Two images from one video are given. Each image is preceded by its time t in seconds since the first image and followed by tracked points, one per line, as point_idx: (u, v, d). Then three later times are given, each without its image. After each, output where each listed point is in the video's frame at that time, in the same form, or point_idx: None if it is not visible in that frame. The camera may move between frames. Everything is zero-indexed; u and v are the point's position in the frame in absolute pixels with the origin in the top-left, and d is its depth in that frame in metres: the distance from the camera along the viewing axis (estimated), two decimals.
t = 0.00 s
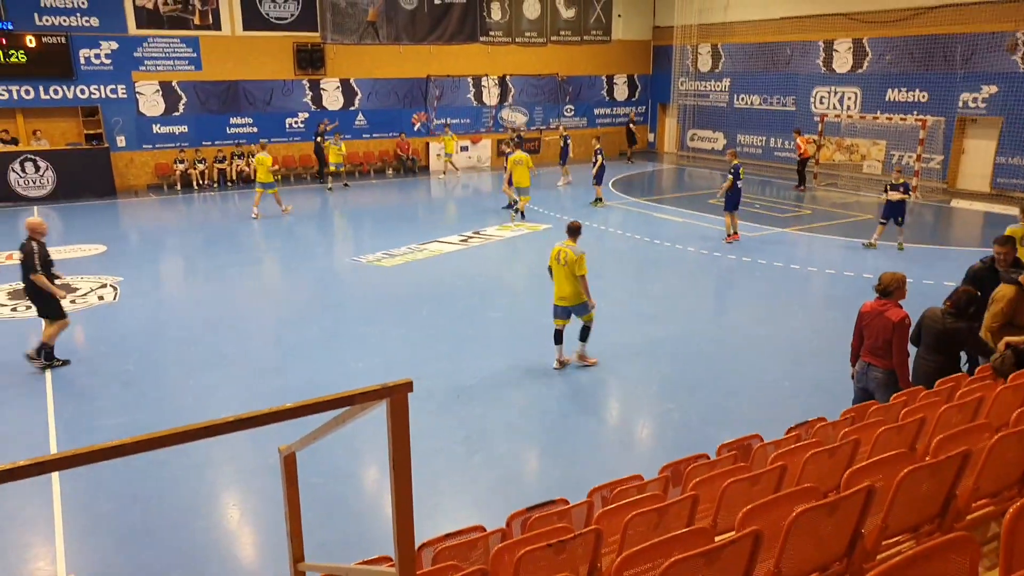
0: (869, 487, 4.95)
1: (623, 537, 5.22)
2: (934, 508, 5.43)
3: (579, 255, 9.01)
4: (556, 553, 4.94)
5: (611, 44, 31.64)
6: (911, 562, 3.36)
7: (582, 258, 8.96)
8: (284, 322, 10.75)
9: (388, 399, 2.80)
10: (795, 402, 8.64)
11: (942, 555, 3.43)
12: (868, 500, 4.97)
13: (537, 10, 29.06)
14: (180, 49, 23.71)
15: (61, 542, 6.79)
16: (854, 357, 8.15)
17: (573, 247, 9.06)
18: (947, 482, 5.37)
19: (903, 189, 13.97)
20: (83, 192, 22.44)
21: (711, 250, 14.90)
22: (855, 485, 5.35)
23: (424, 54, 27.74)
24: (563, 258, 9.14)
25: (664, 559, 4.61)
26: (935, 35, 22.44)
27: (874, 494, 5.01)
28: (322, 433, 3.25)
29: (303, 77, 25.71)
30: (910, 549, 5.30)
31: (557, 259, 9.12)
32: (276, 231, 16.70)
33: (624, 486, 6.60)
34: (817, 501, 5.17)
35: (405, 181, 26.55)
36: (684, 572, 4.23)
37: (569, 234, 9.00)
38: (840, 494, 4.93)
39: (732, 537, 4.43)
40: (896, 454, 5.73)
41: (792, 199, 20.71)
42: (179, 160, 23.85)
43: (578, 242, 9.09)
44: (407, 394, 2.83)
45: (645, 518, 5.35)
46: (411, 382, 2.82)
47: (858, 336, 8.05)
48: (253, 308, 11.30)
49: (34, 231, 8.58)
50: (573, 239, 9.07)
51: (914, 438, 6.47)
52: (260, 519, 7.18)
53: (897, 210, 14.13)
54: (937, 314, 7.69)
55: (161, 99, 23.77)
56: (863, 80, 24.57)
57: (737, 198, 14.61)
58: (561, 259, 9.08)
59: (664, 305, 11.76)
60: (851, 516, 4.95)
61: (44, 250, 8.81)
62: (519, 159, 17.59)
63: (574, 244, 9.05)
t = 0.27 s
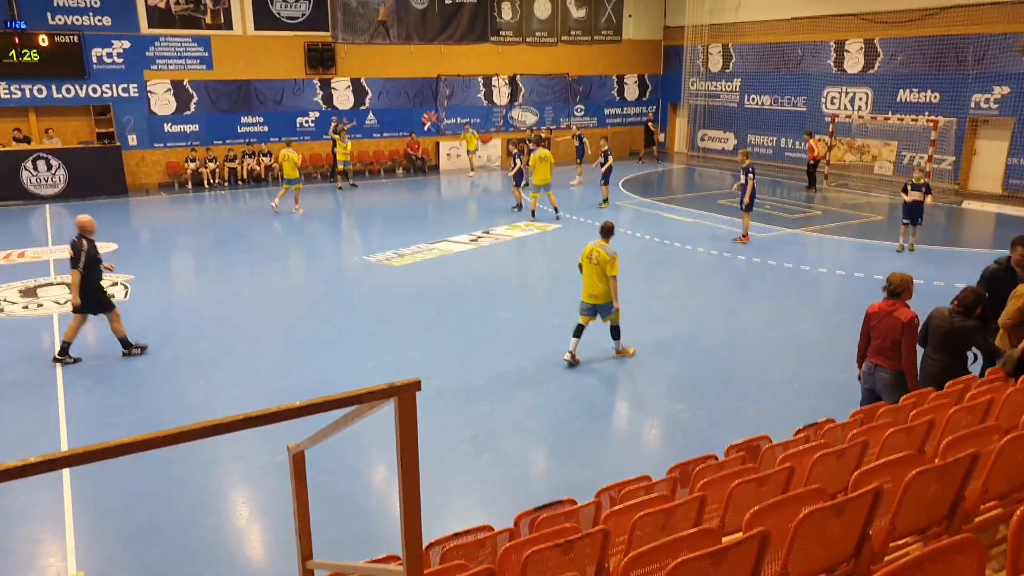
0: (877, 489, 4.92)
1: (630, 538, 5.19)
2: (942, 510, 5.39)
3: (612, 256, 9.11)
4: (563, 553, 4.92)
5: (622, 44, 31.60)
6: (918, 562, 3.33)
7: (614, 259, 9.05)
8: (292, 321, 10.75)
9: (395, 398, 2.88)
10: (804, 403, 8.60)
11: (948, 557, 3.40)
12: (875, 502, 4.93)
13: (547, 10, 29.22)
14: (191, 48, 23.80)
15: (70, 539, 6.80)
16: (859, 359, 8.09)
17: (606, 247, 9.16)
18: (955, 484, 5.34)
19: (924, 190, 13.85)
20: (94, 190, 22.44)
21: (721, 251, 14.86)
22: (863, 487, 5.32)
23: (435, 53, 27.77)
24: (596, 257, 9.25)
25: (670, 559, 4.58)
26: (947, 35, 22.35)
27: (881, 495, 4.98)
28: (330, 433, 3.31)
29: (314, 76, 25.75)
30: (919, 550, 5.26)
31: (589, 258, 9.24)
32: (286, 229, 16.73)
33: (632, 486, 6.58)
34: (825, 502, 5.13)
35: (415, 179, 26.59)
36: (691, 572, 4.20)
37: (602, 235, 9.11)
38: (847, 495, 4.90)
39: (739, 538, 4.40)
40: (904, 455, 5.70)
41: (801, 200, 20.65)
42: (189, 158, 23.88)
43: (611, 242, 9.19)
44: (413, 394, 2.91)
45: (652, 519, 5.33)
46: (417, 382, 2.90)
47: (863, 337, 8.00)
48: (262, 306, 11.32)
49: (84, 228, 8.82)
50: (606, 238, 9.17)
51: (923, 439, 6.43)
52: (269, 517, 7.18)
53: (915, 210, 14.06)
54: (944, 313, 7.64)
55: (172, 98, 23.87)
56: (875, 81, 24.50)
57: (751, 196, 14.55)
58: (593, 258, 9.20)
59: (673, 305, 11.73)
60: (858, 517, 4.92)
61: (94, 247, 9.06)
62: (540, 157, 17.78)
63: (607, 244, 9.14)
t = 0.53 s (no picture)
0: (876, 489, 4.90)
1: (630, 538, 5.18)
2: (942, 510, 5.38)
3: (636, 249, 9.45)
4: (564, 553, 4.90)
5: (624, 47, 31.68)
6: (917, 562, 3.32)
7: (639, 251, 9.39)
8: (294, 322, 10.76)
9: (396, 399, 2.93)
10: (806, 403, 8.60)
11: (946, 556, 3.39)
12: (874, 502, 4.92)
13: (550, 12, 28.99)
14: (194, 50, 23.89)
15: (71, 539, 6.79)
16: (856, 359, 8.06)
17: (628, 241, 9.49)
18: (955, 485, 5.33)
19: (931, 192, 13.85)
20: (96, 193, 22.47)
21: (723, 252, 14.88)
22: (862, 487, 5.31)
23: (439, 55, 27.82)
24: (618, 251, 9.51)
25: (670, 559, 4.57)
26: (949, 38, 22.41)
27: (881, 495, 4.96)
28: (331, 432, 3.35)
29: (317, 78, 25.83)
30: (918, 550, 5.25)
31: (613, 252, 9.47)
32: (288, 231, 16.74)
33: (633, 486, 6.57)
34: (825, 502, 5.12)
35: (417, 181, 26.60)
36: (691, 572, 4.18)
37: (626, 228, 9.42)
38: (847, 495, 4.88)
39: (739, 537, 4.38)
40: (904, 456, 5.68)
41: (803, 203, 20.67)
42: (193, 160, 23.79)
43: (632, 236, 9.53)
44: (413, 394, 2.95)
45: (653, 519, 5.31)
46: (418, 382, 2.95)
47: (861, 337, 7.96)
48: (264, 307, 11.32)
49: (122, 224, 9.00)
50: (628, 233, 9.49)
51: (923, 440, 6.42)
52: (271, 517, 7.17)
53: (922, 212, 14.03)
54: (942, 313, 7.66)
55: (175, 101, 23.89)
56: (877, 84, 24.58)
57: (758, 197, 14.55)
58: (618, 252, 9.44)
59: (675, 307, 11.72)
60: (857, 518, 4.91)
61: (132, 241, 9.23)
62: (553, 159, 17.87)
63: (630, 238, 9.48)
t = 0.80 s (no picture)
0: (875, 492, 4.90)
1: (631, 541, 5.17)
2: (941, 513, 5.38)
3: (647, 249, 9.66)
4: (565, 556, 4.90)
5: (626, 48, 31.63)
6: (917, 564, 3.31)
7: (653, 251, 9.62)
8: (295, 324, 10.76)
9: (398, 401, 2.92)
10: (807, 407, 8.60)
11: (945, 559, 3.39)
12: (874, 504, 4.92)
13: (553, 14, 29.27)
14: (196, 52, 23.85)
15: (73, 541, 6.80)
16: (856, 360, 8.07)
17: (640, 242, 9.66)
18: (954, 487, 5.33)
19: (937, 196, 13.81)
20: (99, 195, 22.48)
21: (725, 255, 14.87)
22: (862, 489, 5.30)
23: (440, 58, 27.80)
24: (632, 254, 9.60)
25: (671, 561, 4.56)
26: (952, 40, 22.36)
27: (881, 498, 4.96)
28: (332, 436, 3.34)
29: (319, 80, 25.79)
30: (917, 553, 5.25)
31: (632, 255, 9.54)
32: (290, 233, 16.74)
33: (634, 489, 6.57)
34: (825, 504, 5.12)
35: (419, 184, 26.60)
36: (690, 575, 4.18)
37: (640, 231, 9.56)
38: (847, 497, 4.87)
39: (738, 540, 4.37)
40: (903, 459, 5.68)
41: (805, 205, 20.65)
42: (195, 162, 23.81)
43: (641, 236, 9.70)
44: (415, 397, 2.95)
45: (654, 522, 5.31)
46: (419, 385, 2.94)
47: (861, 338, 7.94)
48: (266, 310, 11.32)
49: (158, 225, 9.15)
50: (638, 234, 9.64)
51: (923, 443, 6.42)
52: (273, 519, 7.18)
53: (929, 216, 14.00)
54: (940, 313, 7.71)
55: (178, 102, 23.87)
56: (879, 85, 24.54)
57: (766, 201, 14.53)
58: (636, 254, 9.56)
59: (676, 310, 11.72)
60: (857, 520, 4.91)
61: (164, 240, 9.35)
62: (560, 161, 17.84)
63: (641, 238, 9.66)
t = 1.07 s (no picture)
0: (876, 490, 4.90)
1: (632, 539, 5.17)
2: (943, 512, 5.38)
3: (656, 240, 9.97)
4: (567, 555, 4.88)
5: (628, 47, 31.64)
6: (917, 562, 3.31)
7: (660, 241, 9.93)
8: (297, 322, 10.78)
9: (399, 399, 2.93)
10: (807, 406, 8.60)
11: (946, 556, 3.39)
12: (875, 503, 4.92)
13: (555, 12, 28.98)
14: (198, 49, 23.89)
15: (75, 540, 6.82)
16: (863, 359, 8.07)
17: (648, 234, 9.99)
18: (956, 486, 5.32)
19: (946, 196, 13.77)
20: (100, 193, 22.56)
21: (726, 253, 14.88)
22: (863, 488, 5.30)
23: (442, 55, 27.80)
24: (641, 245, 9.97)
25: (671, 560, 4.55)
26: (954, 38, 22.32)
27: (881, 497, 4.96)
28: (333, 434, 3.35)
29: (320, 78, 25.80)
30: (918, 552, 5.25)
31: (638, 246, 9.93)
32: (292, 231, 16.77)
33: (635, 488, 6.57)
34: (825, 503, 5.12)
35: (420, 181, 26.62)
36: (692, 571, 4.17)
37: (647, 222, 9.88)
38: (847, 495, 4.88)
39: (739, 537, 4.37)
40: (904, 457, 5.68)
41: (806, 203, 20.64)
42: (196, 160, 23.87)
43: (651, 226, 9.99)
44: (415, 396, 2.95)
45: (655, 520, 5.32)
46: (420, 383, 2.95)
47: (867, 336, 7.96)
48: (268, 308, 11.35)
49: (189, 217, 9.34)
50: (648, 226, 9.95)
51: (924, 442, 6.42)
52: (274, 518, 7.18)
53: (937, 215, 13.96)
54: (938, 314, 7.79)
55: (179, 100, 23.90)
56: (881, 83, 24.51)
57: (768, 199, 14.53)
58: (642, 245, 9.92)
59: (677, 308, 11.73)
60: (858, 518, 4.91)
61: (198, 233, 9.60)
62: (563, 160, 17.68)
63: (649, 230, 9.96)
